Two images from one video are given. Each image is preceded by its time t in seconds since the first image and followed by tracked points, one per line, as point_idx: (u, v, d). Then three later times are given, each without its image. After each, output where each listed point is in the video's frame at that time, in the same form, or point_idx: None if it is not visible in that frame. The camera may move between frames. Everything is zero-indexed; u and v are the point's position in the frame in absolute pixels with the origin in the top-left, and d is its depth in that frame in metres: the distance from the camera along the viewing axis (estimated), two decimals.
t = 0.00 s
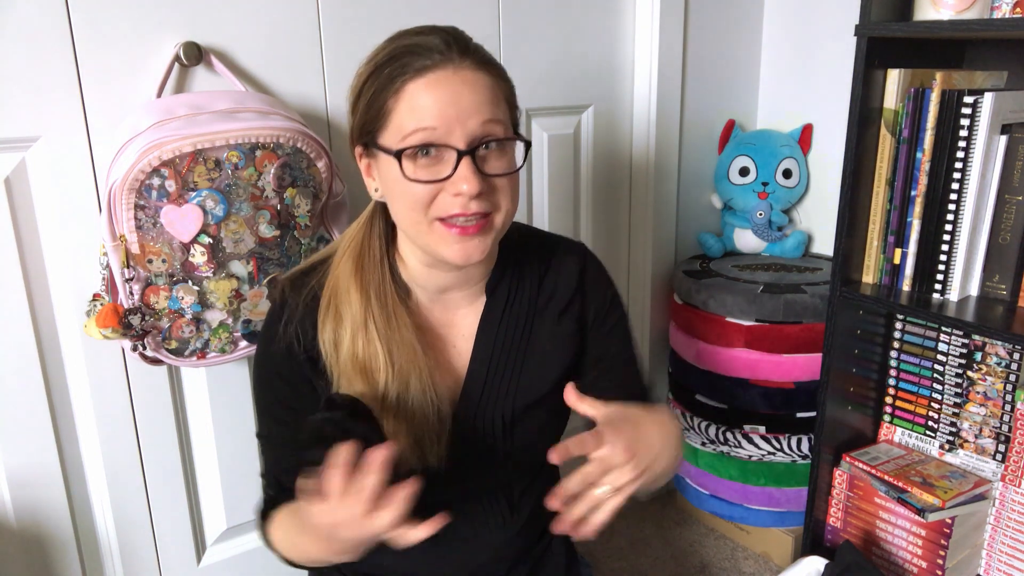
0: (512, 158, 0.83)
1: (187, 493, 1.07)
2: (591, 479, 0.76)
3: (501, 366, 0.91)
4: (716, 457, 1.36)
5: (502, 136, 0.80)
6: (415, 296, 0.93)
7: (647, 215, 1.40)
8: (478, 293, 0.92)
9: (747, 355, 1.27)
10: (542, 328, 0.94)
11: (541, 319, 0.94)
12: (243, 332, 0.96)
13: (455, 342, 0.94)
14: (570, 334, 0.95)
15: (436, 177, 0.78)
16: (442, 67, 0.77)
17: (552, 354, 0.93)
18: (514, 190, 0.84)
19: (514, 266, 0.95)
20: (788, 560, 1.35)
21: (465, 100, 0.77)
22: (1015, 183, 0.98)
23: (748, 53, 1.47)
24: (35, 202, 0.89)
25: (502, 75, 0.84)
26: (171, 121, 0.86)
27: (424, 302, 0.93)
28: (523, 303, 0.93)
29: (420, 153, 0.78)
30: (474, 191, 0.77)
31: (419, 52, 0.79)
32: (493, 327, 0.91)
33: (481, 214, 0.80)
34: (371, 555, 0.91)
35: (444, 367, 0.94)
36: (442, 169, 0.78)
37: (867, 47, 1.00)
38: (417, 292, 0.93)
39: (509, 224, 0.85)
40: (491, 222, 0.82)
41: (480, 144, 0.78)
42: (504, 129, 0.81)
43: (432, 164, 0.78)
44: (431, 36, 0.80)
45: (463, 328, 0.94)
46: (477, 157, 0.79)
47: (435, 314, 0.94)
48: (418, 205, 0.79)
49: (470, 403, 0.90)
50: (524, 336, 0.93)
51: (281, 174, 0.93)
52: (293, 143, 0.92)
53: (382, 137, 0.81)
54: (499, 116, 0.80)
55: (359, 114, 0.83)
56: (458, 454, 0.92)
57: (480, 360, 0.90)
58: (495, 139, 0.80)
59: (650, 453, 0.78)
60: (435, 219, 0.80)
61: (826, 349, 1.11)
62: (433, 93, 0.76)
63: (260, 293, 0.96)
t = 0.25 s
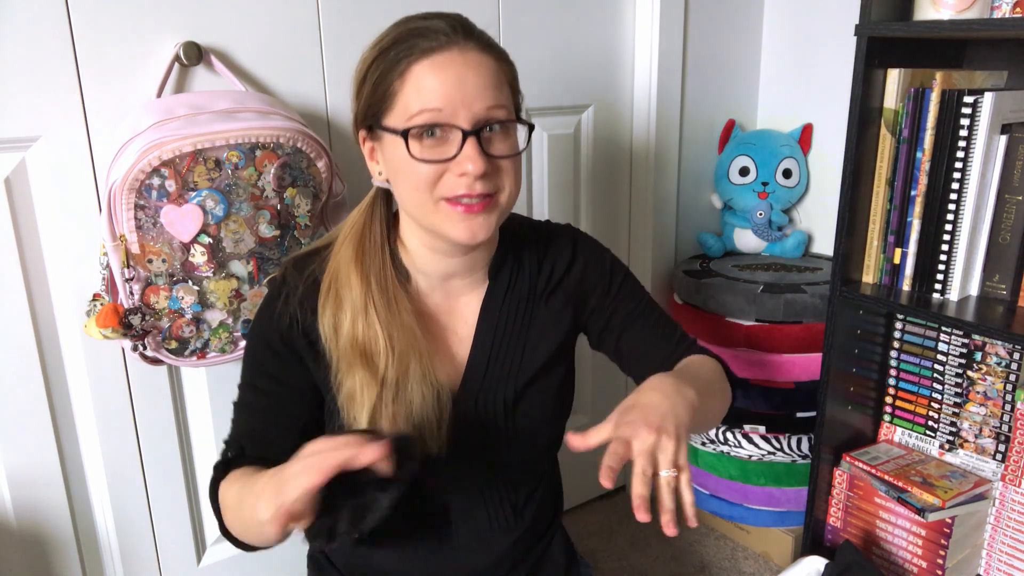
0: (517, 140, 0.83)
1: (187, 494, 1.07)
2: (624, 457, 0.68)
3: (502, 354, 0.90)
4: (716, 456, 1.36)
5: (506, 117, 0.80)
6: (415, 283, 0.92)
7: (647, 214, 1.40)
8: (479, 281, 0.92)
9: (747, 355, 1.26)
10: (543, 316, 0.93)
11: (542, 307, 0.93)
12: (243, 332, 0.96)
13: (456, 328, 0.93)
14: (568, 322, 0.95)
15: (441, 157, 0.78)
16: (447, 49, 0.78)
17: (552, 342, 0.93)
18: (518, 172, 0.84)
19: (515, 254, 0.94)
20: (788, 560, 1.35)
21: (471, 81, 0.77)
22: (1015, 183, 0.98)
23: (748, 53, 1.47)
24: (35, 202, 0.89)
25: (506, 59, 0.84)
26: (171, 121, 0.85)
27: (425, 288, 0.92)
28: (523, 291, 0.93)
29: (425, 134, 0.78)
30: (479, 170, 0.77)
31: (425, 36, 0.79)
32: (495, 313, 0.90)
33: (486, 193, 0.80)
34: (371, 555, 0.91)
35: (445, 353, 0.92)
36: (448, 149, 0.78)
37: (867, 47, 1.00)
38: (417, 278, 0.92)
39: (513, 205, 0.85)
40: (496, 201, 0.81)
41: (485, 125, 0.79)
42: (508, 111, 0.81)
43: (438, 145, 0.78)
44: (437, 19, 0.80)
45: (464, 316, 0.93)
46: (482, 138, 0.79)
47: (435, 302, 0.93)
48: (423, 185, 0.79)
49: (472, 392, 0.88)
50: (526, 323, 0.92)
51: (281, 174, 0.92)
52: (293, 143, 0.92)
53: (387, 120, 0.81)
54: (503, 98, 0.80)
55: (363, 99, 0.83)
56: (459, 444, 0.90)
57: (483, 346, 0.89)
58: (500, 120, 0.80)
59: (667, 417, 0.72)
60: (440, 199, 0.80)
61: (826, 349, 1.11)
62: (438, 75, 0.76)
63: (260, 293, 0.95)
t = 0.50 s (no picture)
0: (502, 117, 0.83)
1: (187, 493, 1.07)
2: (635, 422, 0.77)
3: (510, 347, 0.90)
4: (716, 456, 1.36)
5: (486, 95, 0.80)
6: (427, 283, 0.92)
7: (647, 214, 1.40)
8: (486, 277, 0.92)
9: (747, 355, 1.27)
10: (547, 312, 0.94)
11: (546, 303, 0.94)
12: (243, 332, 0.96)
13: (467, 326, 0.92)
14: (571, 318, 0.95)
15: (429, 144, 0.78)
16: (416, 40, 0.79)
17: (556, 337, 0.94)
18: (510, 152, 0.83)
19: (521, 251, 0.95)
20: (789, 560, 1.35)
21: (442, 64, 0.78)
22: (1015, 183, 0.98)
23: (748, 53, 1.47)
24: (36, 201, 0.89)
25: (480, 45, 0.85)
26: (171, 121, 0.86)
27: (437, 288, 0.92)
28: (530, 288, 0.93)
29: (411, 125, 0.79)
30: (467, 148, 0.77)
31: (395, 33, 0.81)
32: (505, 312, 0.90)
33: (479, 172, 0.79)
34: (370, 554, 0.91)
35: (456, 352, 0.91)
36: (434, 136, 0.78)
37: (867, 47, 1.00)
38: (430, 278, 0.92)
39: (513, 188, 0.84)
40: (492, 180, 0.81)
41: (465, 105, 0.79)
42: (487, 90, 0.81)
43: (424, 134, 0.79)
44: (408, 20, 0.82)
45: (474, 314, 0.92)
46: (465, 119, 0.79)
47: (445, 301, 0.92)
48: (418, 177, 0.79)
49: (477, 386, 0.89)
50: (532, 320, 0.93)
51: (281, 174, 0.92)
52: (293, 143, 0.92)
53: (376, 122, 0.82)
54: (480, 78, 0.81)
55: (354, 109, 0.85)
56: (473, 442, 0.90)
57: (490, 343, 0.89)
58: (479, 99, 0.80)
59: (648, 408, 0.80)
60: (437, 188, 0.79)
61: (826, 349, 1.11)
62: (411, 64, 0.78)
63: (260, 293, 0.95)
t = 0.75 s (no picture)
0: (508, 112, 0.82)
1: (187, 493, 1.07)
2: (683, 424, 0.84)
3: (515, 341, 0.90)
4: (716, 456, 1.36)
5: (494, 89, 0.81)
6: (428, 278, 0.92)
7: (647, 214, 1.40)
8: (491, 273, 0.92)
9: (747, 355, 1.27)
10: (556, 309, 0.93)
11: (555, 300, 0.94)
12: (243, 332, 0.96)
13: (469, 322, 0.91)
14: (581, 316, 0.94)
15: (434, 131, 0.78)
16: (430, 30, 0.80)
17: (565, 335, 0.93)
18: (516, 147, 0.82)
19: (528, 247, 0.95)
20: (789, 560, 1.35)
21: (454, 54, 0.78)
22: (1015, 183, 0.98)
23: (748, 53, 1.47)
24: (36, 202, 0.89)
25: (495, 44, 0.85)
26: (172, 121, 0.86)
27: (440, 284, 0.91)
28: (536, 284, 0.93)
29: (418, 111, 0.79)
30: (471, 137, 0.77)
31: (411, 24, 0.82)
32: (508, 305, 0.90)
33: (483, 161, 0.79)
34: (370, 555, 0.91)
35: (459, 348, 0.90)
36: (440, 124, 0.78)
37: (867, 46, 1.00)
38: (431, 274, 0.91)
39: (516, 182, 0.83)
40: (496, 172, 0.80)
41: (473, 96, 0.79)
42: (497, 85, 0.81)
43: (430, 121, 0.79)
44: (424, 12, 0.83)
45: (476, 309, 0.92)
46: (471, 109, 0.79)
47: (451, 298, 0.92)
48: (421, 163, 0.79)
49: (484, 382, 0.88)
50: (538, 317, 0.92)
51: (281, 174, 0.92)
52: (293, 143, 0.92)
53: (383, 108, 0.82)
54: (490, 72, 0.81)
55: (362, 95, 0.85)
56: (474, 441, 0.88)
57: (494, 337, 0.89)
58: (488, 92, 0.80)
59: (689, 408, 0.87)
60: (438, 174, 0.79)
61: (826, 349, 1.11)
62: (422, 52, 0.78)
63: (260, 293, 0.95)
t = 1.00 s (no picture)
0: (529, 140, 0.83)
1: (187, 493, 1.07)
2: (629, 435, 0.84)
3: (521, 351, 0.91)
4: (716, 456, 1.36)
5: (519, 118, 0.81)
6: (436, 286, 0.91)
7: (647, 214, 1.40)
8: (496, 284, 0.92)
9: (747, 355, 1.26)
10: (560, 317, 0.94)
11: (558, 309, 0.95)
12: (243, 332, 0.96)
13: (477, 331, 0.92)
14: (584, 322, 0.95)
15: (460, 157, 0.78)
16: (460, 53, 0.79)
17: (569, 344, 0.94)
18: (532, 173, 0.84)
19: (532, 257, 0.96)
20: (788, 559, 1.35)
21: (485, 83, 0.78)
22: (1015, 183, 0.98)
23: (748, 53, 1.47)
24: (36, 202, 0.89)
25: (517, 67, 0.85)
26: (171, 121, 0.86)
27: (448, 292, 0.92)
28: (541, 293, 0.94)
29: (445, 135, 0.78)
30: (496, 166, 0.77)
31: (438, 42, 0.80)
32: (515, 315, 0.91)
33: (503, 190, 0.79)
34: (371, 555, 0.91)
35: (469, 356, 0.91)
36: (465, 149, 0.78)
37: (867, 46, 1.00)
38: (439, 282, 0.91)
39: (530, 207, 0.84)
40: (514, 200, 0.81)
41: (499, 125, 0.79)
42: (520, 113, 0.82)
43: (455, 145, 0.78)
44: (451, 30, 0.81)
45: (483, 318, 0.93)
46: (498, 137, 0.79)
47: (459, 306, 0.92)
48: (442, 184, 0.79)
49: (492, 390, 0.89)
50: (543, 325, 0.93)
51: (282, 174, 0.92)
52: (293, 143, 0.92)
53: (406, 126, 0.81)
54: (515, 100, 0.81)
55: (382, 108, 0.83)
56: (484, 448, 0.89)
57: (503, 346, 0.90)
58: (513, 120, 0.80)
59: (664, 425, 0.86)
60: (458, 198, 0.79)
61: (826, 349, 1.11)
62: (453, 77, 0.77)
63: (260, 293, 0.95)
